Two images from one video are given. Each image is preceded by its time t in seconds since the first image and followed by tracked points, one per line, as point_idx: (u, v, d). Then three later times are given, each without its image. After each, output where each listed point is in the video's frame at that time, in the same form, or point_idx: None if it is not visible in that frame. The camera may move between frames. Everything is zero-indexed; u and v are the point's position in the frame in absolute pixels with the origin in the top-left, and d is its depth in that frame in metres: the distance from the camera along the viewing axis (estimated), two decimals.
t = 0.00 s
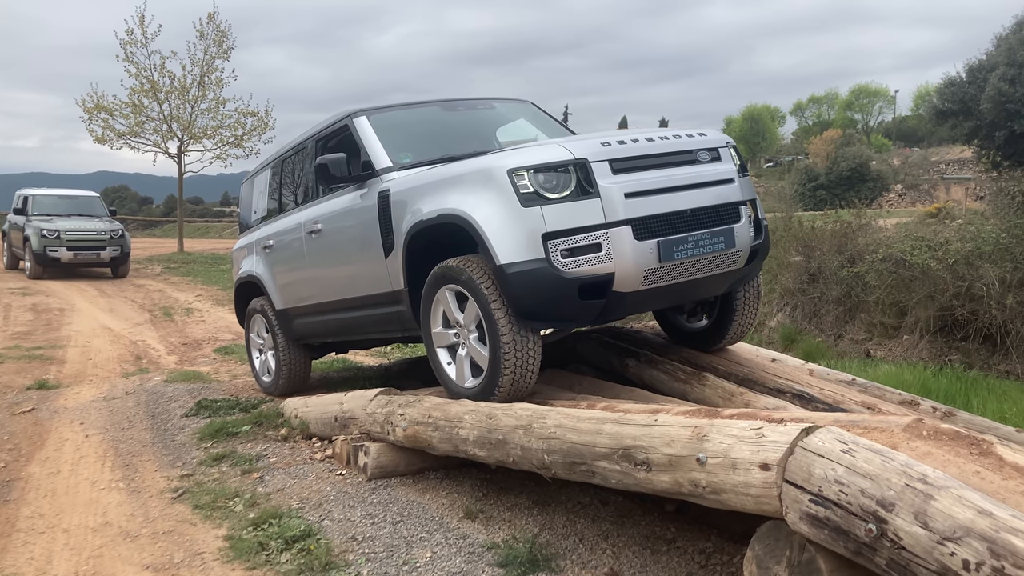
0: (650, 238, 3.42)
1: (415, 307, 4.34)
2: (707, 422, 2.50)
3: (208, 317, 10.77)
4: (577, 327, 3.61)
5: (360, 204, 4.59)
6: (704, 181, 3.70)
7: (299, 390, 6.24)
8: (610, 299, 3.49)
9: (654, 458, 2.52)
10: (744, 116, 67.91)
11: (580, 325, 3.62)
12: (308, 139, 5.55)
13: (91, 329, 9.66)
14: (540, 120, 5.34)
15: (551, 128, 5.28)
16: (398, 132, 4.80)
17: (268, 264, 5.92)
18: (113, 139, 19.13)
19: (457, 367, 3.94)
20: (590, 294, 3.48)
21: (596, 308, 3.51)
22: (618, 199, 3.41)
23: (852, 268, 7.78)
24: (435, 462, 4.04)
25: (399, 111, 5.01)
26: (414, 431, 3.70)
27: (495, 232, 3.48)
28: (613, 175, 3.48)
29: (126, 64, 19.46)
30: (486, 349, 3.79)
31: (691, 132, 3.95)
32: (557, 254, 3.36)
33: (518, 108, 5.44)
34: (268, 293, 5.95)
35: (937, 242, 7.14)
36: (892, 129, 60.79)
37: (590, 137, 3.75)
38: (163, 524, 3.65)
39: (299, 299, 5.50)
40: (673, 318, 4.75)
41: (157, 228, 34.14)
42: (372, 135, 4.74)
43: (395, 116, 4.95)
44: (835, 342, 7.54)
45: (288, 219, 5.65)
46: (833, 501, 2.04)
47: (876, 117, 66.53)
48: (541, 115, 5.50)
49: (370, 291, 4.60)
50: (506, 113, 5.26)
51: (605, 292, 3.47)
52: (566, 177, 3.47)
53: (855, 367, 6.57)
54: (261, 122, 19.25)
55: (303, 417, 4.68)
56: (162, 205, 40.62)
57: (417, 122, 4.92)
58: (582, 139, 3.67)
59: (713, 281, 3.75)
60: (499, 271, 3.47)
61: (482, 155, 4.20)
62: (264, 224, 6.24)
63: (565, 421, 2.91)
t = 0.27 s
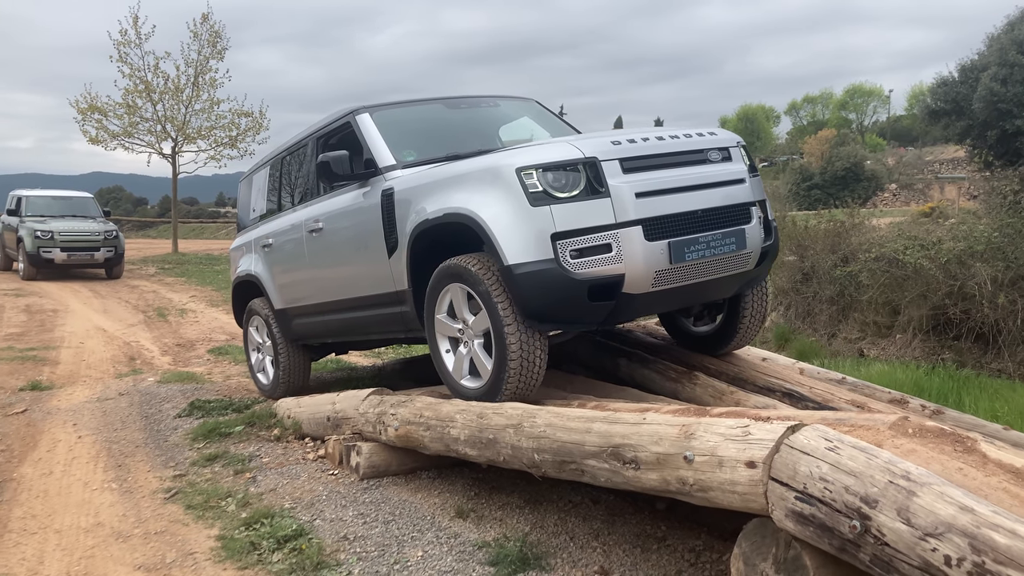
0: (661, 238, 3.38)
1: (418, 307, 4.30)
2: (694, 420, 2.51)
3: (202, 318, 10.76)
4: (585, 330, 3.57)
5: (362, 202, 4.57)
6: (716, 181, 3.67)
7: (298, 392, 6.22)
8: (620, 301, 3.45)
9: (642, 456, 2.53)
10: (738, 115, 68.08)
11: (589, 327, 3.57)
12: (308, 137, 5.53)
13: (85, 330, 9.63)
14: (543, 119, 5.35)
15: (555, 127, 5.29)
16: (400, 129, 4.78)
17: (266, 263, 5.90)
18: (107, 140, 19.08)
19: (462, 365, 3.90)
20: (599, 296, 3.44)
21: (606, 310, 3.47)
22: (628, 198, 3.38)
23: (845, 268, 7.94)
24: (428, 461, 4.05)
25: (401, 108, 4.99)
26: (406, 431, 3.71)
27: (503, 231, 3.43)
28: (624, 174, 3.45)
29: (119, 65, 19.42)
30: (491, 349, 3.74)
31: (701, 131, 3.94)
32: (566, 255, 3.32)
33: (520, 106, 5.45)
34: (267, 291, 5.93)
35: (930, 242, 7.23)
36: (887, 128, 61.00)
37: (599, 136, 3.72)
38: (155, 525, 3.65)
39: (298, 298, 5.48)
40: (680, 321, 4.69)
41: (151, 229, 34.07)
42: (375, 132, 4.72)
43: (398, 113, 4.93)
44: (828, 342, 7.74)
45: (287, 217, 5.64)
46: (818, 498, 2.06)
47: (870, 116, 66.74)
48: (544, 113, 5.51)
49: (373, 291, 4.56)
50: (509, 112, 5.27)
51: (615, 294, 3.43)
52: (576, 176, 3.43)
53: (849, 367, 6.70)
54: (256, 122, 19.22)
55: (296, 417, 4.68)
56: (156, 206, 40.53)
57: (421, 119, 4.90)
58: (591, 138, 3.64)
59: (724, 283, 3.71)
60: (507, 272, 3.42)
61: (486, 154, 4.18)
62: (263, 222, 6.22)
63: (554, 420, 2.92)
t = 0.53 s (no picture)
0: (673, 242, 3.38)
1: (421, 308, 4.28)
2: (677, 418, 2.53)
3: (195, 318, 10.75)
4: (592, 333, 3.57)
5: (364, 201, 4.55)
6: (728, 185, 3.68)
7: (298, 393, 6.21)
8: (630, 305, 3.44)
9: (625, 454, 2.55)
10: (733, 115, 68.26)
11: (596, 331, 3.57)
12: (308, 135, 5.52)
13: (78, 331, 9.62)
14: (547, 118, 5.35)
15: (558, 125, 5.29)
16: (404, 127, 4.77)
17: (264, 262, 5.89)
18: (100, 141, 19.04)
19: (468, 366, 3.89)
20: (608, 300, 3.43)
21: (614, 314, 3.47)
22: (640, 202, 3.36)
23: (837, 267, 8.34)
24: (417, 461, 4.07)
25: (404, 107, 4.97)
26: (395, 430, 3.72)
27: (511, 232, 3.43)
28: (635, 176, 3.43)
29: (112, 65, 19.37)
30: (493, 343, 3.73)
31: (712, 132, 3.94)
32: (575, 258, 3.32)
33: (524, 105, 5.45)
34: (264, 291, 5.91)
35: (921, 241, 7.59)
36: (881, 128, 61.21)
37: (608, 136, 3.71)
38: (144, 525, 3.65)
39: (296, 297, 5.47)
40: (686, 325, 4.64)
41: (146, 230, 34.00)
42: (378, 130, 4.71)
43: (401, 111, 4.91)
44: (822, 340, 8.01)
45: (286, 215, 5.62)
46: (797, 495, 2.08)
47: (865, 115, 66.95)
48: (547, 112, 5.51)
49: (375, 292, 4.54)
50: (513, 110, 5.27)
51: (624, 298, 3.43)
52: (585, 177, 3.42)
53: (841, 364, 6.89)
54: (249, 123, 19.22)
55: (286, 418, 4.69)
56: (151, 207, 40.45)
57: (424, 118, 4.88)
58: (601, 138, 3.62)
59: (734, 288, 3.72)
60: (514, 274, 3.42)
61: (490, 154, 4.18)
62: (261, 221, 6.21)
63: (540, 419, 2.93)
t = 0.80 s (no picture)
0: (670, 242, 3.40)
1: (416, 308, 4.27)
2: (650, 414, 2.56)
3: (187, 319, 10.75)
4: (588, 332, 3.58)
5: (359, 199, 4.54)
6: (726, 184, 3.70)
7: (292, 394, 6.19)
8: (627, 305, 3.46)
9: (600, 451, 2.58)
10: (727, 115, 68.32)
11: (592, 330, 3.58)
12: (301, 133, 5.50)
13: (68, 332, 9.62)
14: (542, 116, 5.35)
15: (553, 123, 5.29)
16: (398, 125, 4.76)
17: (256, 261, 5.88)
18: (93, 142, 19.00)
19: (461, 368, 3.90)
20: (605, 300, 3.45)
21: (612, 314, 3.48)
22: (638, 200, 3.39)
23: (827, 266, 8.49)
24: (402, 459, 4.09)
25: (399, 104, 4.97)
26: (377, 429, 3.75)
27: (507, 230, 3.44)
28: (633, 174, 3.46)
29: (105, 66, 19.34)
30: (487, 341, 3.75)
31: (711, 131, 3.96)
32: (572, 257, 3.33)
33: (520, 103, 5.45)
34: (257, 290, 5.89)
35: (910, 240, 7.80)
36: (875, 127, 61.37)
37: (607, 134, 3.73)
38: (128, 524, 3.67)
39: (289, 296, 5.45)
40: (683, 328, 4.64)
41: (140, 231, 33.93)
42: (372, 127, 4.70)
43: (397, 109, 4.90)
44: (812, 338, 8.07)
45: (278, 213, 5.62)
46: (764, 490, 2.11)
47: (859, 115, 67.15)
48: (543, 111, 5.51)
49: (369, 292, 4.52)
50: (509, 109, 5.27)
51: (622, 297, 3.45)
52: (582, 175, 3.44)
53: (831, 362, 6.96)
54: (242, 124, 19.20)
55: (272, 417, 4.71)
56: (145, 208, 40.38)
57: (420, 115, 4.88)
58: (599, 137, 3.65)
59: (731, 287, 3.74)
60: (510, 273, 3.42)
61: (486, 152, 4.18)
62: (254, 219, 6.19)
63: (518, 417, 2.96)
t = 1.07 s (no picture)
0: (657, 242, 3.35)
1: (401, 307, 4.18)
2: (612, 410, 2.61)
3: (177, 320, 10.76)
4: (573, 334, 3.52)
5: (346, 197, 4.46)
6: (714, 184, 3.66)
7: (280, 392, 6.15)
8: (613, 305, 3.40)
9: (563, 446, 2.63)
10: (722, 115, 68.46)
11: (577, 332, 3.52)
12: (291, 128, 5.43)
13: (57, 332, 9.63)
14: (533, 115, 5.25)
15: (544, 123, 5.19)
16: (387, 122, 4.68)
17: (244, 259, 5.84)
18: (85, 142, 18.99)
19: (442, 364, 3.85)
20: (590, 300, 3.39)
21: (597, 315, 3.41)
22: (625, 200, 3.33)
23: (815, 265, 8.57)
24: (379, 457, 4.13)
25: (389, 101, 4.89)
26: (354, 427, 3.79)
27: (493, 229, 3.39)
28: (620, 174, 3.41)
29: (97, 67, 19.33)
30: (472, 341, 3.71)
31: (700, 132, 3.91)
32: (558, 256, 3.28)
33: (511, 102, 5.35)
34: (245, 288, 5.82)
35: (897, 239, 7.87)
36: (870, 127, 61.54)
37: (595, 133, 3.67)
38: (105, 521, 3.70)
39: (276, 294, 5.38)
40: (671, 329, 4.61)
41: (134, 232, 33.91)
42: (360, 124, 4.62)
43: (386, 107, 4.82)
44: (800, 338, 8.16)
45: (266, 211, 5.55)
46: (717, 483, 2.15)
47: (853, 115, 67.33)
48: (535, 110, 5.41)
49: (355, 291, 4.45)
50: (500, 108, 5.18)
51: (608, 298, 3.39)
52: (569, 174, 3.39)
53: (818, 361, 7.01)
54: (235, 124, 19.21)
55: (253, 416, 4.74)
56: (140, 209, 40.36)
57: (409, 113, 4.80)
58: (587, 135, 3.59)
59: (718, 288, 3.69)
60: (497, 272, 3.37)
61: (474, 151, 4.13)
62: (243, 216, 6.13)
63: (487, 414, 3.00)
